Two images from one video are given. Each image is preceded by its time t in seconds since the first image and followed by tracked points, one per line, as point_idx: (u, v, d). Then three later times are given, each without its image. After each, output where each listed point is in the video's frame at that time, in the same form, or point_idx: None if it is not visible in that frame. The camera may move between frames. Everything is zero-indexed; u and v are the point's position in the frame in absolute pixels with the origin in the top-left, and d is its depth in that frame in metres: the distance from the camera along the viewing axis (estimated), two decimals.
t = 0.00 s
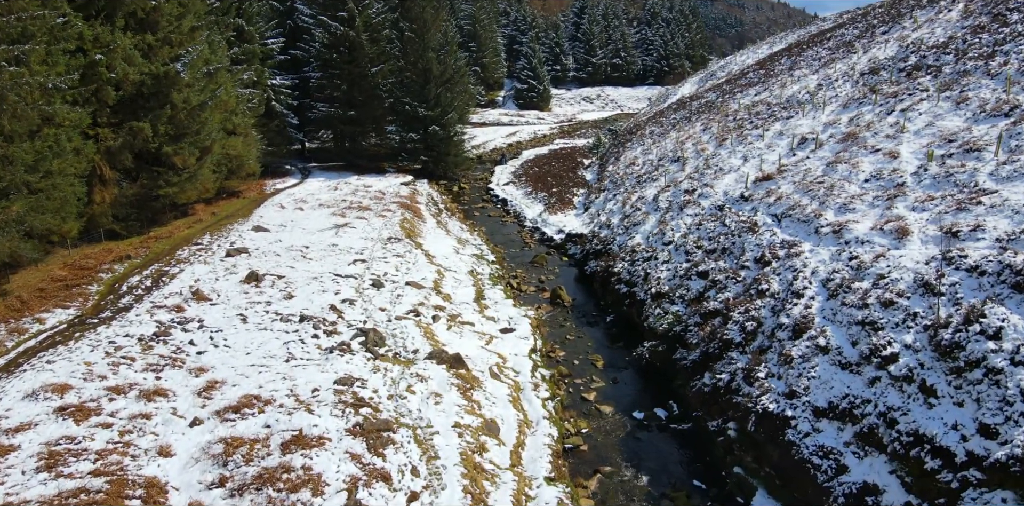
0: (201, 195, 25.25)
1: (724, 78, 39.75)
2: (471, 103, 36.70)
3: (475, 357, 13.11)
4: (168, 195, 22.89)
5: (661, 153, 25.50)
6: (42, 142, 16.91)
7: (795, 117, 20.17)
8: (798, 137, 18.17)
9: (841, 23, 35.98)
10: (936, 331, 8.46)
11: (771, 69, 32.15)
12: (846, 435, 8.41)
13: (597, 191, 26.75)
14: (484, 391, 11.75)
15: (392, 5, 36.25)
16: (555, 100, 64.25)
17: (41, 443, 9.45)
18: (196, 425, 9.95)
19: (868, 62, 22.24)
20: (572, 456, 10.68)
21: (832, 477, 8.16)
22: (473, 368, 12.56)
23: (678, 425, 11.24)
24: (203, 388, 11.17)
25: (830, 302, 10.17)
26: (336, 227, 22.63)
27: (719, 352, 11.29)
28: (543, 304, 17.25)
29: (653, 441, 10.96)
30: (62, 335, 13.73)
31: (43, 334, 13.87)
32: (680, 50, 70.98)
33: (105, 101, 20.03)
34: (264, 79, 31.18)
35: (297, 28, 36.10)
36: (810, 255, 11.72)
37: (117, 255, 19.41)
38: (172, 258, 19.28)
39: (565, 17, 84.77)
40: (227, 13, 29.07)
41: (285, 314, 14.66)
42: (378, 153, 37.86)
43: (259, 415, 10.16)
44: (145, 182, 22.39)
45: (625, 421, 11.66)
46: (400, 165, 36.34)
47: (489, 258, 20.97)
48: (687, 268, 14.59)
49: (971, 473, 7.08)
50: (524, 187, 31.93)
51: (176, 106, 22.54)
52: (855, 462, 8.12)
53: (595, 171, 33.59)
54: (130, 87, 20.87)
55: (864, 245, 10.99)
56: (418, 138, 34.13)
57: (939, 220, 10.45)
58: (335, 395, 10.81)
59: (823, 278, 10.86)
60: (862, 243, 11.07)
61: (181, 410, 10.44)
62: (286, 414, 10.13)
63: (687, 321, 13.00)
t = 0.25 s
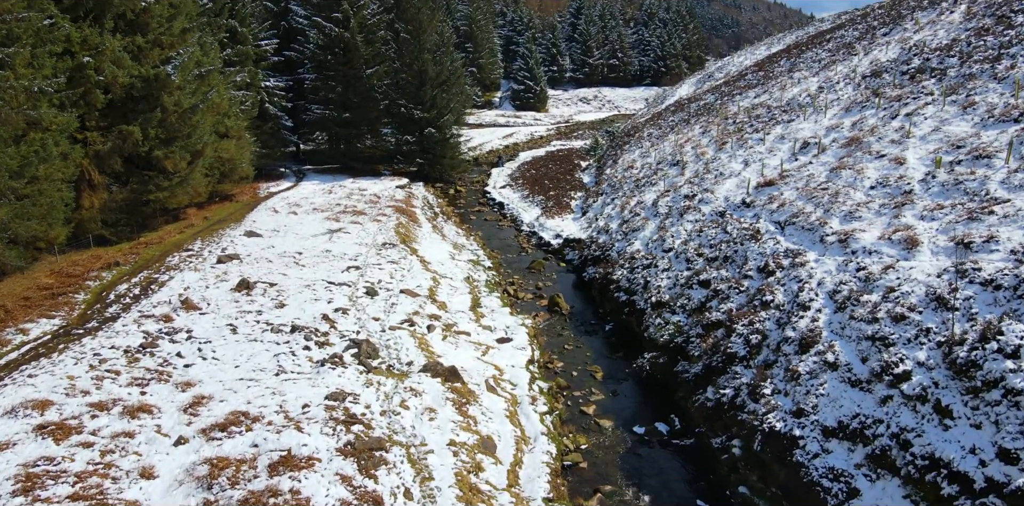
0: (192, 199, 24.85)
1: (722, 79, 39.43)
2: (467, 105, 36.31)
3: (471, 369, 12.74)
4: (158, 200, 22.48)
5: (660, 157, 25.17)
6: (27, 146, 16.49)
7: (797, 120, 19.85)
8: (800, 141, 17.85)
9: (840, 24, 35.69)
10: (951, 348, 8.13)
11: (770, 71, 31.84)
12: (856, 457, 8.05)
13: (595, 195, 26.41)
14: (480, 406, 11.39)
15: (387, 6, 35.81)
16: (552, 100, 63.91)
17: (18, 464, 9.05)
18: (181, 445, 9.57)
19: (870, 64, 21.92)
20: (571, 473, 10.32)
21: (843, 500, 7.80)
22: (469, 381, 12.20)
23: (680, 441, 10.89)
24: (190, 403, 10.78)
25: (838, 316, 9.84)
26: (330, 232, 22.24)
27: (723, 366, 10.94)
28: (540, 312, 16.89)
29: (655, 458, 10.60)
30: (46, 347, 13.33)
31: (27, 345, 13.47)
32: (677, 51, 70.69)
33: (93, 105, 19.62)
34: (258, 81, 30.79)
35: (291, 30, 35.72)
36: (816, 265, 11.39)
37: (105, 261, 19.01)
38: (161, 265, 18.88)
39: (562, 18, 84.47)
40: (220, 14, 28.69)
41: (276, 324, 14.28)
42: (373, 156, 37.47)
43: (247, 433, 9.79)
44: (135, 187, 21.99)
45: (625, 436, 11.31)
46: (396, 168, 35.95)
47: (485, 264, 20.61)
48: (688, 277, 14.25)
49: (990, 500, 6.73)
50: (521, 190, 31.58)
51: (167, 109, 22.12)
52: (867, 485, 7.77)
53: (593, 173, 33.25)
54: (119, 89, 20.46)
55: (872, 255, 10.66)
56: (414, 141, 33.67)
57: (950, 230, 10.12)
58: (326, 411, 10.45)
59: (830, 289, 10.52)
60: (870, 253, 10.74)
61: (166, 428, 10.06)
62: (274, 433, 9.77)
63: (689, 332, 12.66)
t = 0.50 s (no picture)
0: (184, 204, 24.46)
1: (720, 81, 39.12)
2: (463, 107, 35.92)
3: (467, 382, 12.38)
4: (148, 205, 22.08)
5: (659, 160, 24.84)
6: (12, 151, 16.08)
7: (798, 124, 19.54)
8: (802, 146, 17.53)
9: (838, 25, 35.42)
10: (966, 367, 7.80)
11: (769, 73, 31.53)
12: (868, 480, 7.69)
13: (593, 199, 26.08)
14: (476, 422, 11.03)
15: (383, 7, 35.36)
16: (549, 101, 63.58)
17: None
18: (164, 466, 9.19)
19: (872, 66, 21.61)
20: (570, 492, 9.95)
21: None
22: (465, 395, 11.84)
23: (681, 458, 10.52)
24: (175, 420, 10.40)
25: (847, 330, 9.50)
26: (324, 237, 21.87)
27: (727, 381, 10.59)
28: (537, 321, 16.53)
29: (656, 476, 10.23)
30: (28, 359, 12.93)
31: (9, 357, 13.08)
32: (674, 51, 70.42)
33: (82, 108, 19.21)
34: (251, 83, 30.39)
35: (285, 31, 35.33)
36: (822, 276, 11.06)
37: (93, 268, 18.62)
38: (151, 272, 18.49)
39: (558, 19, 84.14)
40: (212, 15, 28.27)
41: (266, 335, 13.91)
42: (368, 158, 37.11)
43: (234, 453, 9.42)
44: (125, 191, 21.58)
45: (625, 452, 10.94)
46: (391, 171, 35.60)
47: (481, 270, 20.26)
48: (689, 286, 13.91)
49: None
50: (518, 193, 31.23)
51: (157, 112, 21.72)
52: None
53: (590, 176, 32.91)
54: (108, 93, 20.06)
55: (880, 267, 10.32)
56: (409, 143, 33.37)
57: (962, 241, 9.80)
58: (317, 429, 10.09)
59: (837, 302, 10.19)
60: (878, 264, 10.41)
61: (149, 447, 9.69)
62: (262, 453, 9.40)
63: (691, 343, 12.31)
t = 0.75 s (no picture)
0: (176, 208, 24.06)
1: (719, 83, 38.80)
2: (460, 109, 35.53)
3: (462, 396, 12.03)
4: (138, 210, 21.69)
5: (657, 163, 24.50)
6: None
7: (799, 127, 19.22)
8: (804, 150, 17.21)
9: (837, 26, 35.11)
10: (983, 387, 7.47)
11: (768, 74, 31.22)
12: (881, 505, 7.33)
13: (590, 202, 25.74)
14: (471, 438, 10.68)
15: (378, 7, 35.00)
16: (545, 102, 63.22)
17: None
18: (146, 488, 8.82)
19: (874, 68, 21.30)
20: None
21: None
22: (460, 410, 11.48)
23: (683, 475, 10.13)
24: (159, 439, 10.02)
25: (856, 346, 9.17)
26: (317, 242, 21.48)
27: (731, 396, 10.25)
28: (534, 329, 16.17)
29: (658, 493, 9.84)
30: (11, 372, 12.54)
31: None
32: (672, 52, 70.11)
33: (69, 112, 18.80)
34: (245, 85, 29.99)
35: (280, 32, 34.93)
36: (829, 287, 10.73)
37: (81, 275, 18.22)
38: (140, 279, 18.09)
39: (555, 19, 83.79)
40: (205, 16, 27.85)
41: (257, 346, 13.54)
42: (363, 160, 36.74)
43: (220, 474, 9.06)
44: (114, 196, 21.17)
45: (625, 468, 10.55)
46: (386, 173, 35.24)
47: (477, 277, 19.91)
48: (690, 296, 13.58)
49: None
50: (515, 196, 30.89)
51: (147, 115, 21.31)
52: None
53: (588, 179, 32.58)
54: (96, 95, 19.65)
55: (889, 278, 10.00)
56: (405, 146, 33.02)
57: (974, 252, 9.48)
58: (307, 447, 9.73)
59: (845, 315, 9.86)
60: (887, 275, 10.08)
61: (132, 467, 9.31)
62: (249, 474, 9.05)
63: (693, 356, 11.97)
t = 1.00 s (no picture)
0: (167, 212, 23.66)
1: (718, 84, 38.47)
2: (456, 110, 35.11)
3: (459, 410, 11.66)
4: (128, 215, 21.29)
5: (657, 167, 24.16)
6: None
7: (802, 131, 18.88)
8: (807, 155, 16.88)
9: (837, 27, 34.78)
10: (1004, 409, 7.13)
11: (768, 76, 30.90)
12: None
13: (589, 206, 25.39)
14: (467, 456, 10.32)
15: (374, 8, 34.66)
16: (543, 103, 62.85)
17: None
18: None
19: (877, 70, 20.97)
20: None
21: None
22: (456, 425, 11.12)
23: (687, 493, 9.73)
24: (143, 458, 9.65)
25: (868, 362, 8.83)
26: (312, 248, 21.10)
27: (736, 413, 9.90)
28: (532, 339, 15.79)
29: None
30: None
31: None
32: (670, 52, 69.80)
33: (57, 115, 18.39)
34: (239, 87, 29.59)
35: (274, 33, 34.56)
36: (837, 299, 10.39)
37: (69, 283, 17.83)
38: (129, 286, 17.71)
39: (552, 19, 83.44)
40: (197, 17, 27.46)
41: (247, 357, 13.17)
42: (359, 163, 36.35)
43: (205, 497, 8.69)
44: (104, 200, 20.78)
45: (625, 486, 10.16)
46: (382, 176, 34.85)
47: (474, 283, 19.55)
48: (693, 305, 13.23)
49: None
50: (512, 199, 30.53)
51: (137, 119, 20.91)
52: None
53: (586, 181, 32.24)
54: (84, 98, 19.24)
55: (900, 291, 9.66)
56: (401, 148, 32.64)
57: (988, 264, 9.15)
58: (296, 467, 9.36)
59: (854, 330, 9.52)
60: (898, 288, 9.73)
61: (113, 488, 8.93)
62: (236, 497, 8.68)
63: (697, 368, 11.61)
